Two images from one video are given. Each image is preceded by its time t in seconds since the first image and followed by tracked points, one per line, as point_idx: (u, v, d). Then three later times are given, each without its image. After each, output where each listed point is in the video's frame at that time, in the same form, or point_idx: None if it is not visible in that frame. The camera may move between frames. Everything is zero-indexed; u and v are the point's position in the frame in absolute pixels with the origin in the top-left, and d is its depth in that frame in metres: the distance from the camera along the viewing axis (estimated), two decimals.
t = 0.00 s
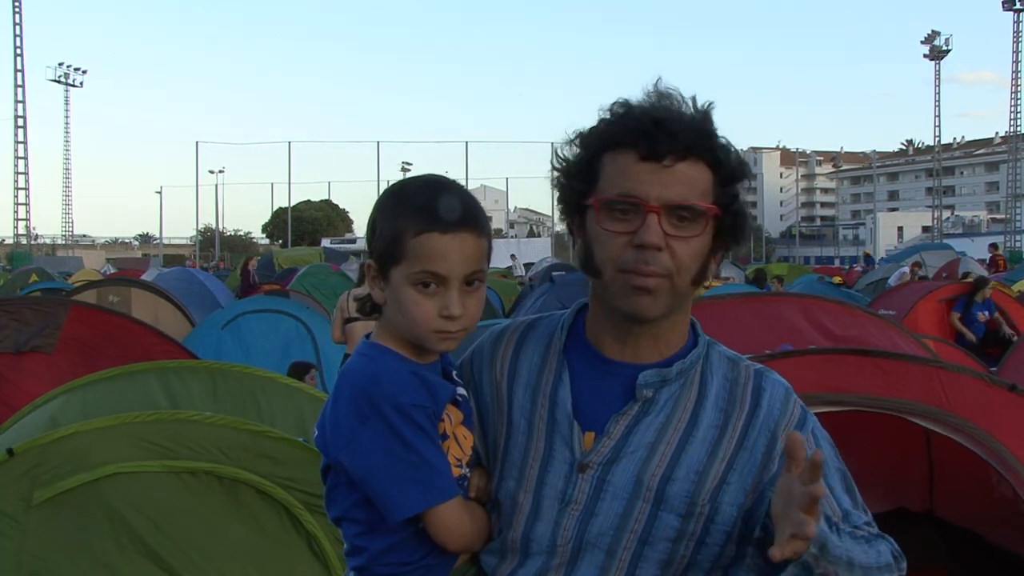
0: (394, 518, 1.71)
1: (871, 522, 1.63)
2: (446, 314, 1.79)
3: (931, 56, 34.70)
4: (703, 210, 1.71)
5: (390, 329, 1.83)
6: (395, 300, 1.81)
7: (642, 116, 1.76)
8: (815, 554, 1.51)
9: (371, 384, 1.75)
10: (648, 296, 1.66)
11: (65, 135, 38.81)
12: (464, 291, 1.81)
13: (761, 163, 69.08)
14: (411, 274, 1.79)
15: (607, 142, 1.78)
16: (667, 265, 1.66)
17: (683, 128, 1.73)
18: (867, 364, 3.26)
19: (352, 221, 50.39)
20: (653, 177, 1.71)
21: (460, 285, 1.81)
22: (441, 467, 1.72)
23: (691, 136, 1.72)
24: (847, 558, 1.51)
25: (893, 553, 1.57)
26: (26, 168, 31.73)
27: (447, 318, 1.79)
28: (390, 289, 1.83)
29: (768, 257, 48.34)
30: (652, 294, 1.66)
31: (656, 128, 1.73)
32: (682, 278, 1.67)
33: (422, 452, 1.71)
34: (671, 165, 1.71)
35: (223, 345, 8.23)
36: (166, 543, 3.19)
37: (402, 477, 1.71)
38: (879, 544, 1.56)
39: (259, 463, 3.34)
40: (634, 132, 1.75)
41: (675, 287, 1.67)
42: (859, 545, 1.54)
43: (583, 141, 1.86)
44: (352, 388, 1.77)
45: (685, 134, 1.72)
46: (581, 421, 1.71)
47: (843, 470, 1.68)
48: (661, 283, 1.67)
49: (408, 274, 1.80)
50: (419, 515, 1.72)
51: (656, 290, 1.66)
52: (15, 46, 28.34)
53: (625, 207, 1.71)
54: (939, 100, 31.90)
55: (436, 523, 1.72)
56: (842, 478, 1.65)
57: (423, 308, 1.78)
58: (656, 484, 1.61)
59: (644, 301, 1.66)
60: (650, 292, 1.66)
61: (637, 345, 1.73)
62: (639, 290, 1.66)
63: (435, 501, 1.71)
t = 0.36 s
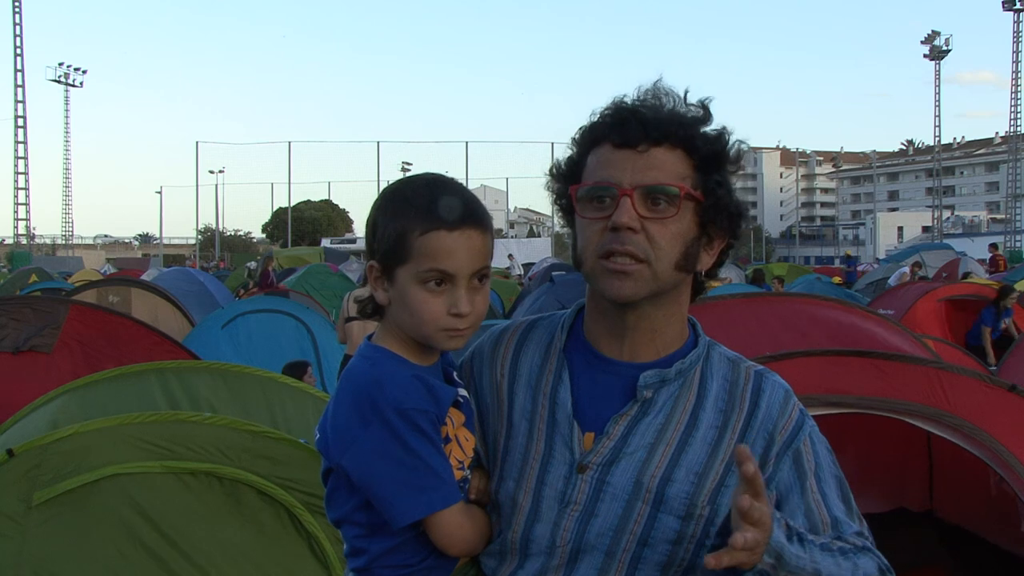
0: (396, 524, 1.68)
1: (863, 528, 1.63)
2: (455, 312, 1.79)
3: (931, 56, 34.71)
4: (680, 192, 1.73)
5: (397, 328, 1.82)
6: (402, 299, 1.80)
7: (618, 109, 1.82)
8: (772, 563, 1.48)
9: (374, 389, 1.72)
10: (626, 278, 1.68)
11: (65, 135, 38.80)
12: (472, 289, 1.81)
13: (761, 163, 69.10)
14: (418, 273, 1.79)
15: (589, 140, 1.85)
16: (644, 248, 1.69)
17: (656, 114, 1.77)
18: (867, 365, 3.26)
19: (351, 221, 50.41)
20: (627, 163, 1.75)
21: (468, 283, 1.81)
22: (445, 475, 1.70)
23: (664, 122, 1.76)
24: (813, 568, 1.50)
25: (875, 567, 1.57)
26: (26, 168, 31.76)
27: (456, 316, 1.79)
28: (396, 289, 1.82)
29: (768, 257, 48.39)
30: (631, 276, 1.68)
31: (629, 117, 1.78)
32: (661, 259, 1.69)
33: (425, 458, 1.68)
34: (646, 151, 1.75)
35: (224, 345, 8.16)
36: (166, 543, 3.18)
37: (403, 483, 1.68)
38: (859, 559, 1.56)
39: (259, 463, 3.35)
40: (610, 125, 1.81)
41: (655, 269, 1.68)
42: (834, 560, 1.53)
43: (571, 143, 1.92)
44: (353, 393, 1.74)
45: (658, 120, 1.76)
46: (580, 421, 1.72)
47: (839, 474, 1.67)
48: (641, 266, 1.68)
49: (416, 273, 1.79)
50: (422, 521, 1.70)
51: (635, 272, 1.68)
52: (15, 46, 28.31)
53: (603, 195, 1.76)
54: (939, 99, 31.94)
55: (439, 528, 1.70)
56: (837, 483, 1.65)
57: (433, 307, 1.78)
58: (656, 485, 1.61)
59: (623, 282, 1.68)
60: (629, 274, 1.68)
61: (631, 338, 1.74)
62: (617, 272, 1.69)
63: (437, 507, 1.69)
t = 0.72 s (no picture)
0: (402, 529, 1.69)
1: (848, 530, 1.58)
2: (472, 311, 1.82)
3: (931, 56, 34.65)
4: (682, 201, 1.72)
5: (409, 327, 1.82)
6: (416, 298, 1.80)
7: (622, 112, 1.79)
8: (721, 521, 1.45)
9: (379, 392, 1.72)
10: (627, 287, 1.68)
11: (65, 136, 38.81)
12: (485, 287, 1.85)
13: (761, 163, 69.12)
14: (438, 273, 1.79)
15: (591, 142, 1.83)
16: (645, 257, 1.68)
17: (659, 121, 1.75)
18: (870, 365, 3.26)
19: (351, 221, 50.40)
20: (629, 170, 1.74)
21: (482, 281, 1.84)
22: (451, 478, 1.71)
23: (668, 128, 1.74)
24: (767, 542, 1.47)
25: (848, 565, 1.51)
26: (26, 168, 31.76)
27: (472, 314, 1.83)
28: (409, 288, 1.81)
29: (768, 257, 48.36)
30: (632, 286, 1.68)
31: (632, 122, 1.75)
32: (661, 268, 1.69)
33: (431, 462, 1.69)
34: (649, 158, 1.73)
35: (224, 345, 8.18)
36: (166, 543, 3.18)
37: (407, 487, 1.69)
38: (827, 549, 1.50)
39: (258, 463, 3.35)
40: (613, 129, 1.78)
41: (656, 278, 1.69)
42: (795, 541, 1.49)
43: (572, 143, 1.90)
44: (359, 395, 1.74)
45: (661, 126, 1.74)
46: (578, 415, 1.72)
47: (831, 470, 1.65)
48: (642, 275, 1.68)
49: (434, 273, 1.80)
50: (427, 524, 1.71)
51: (635, 281, 1.68)
52: (15, 47, 28.31)
53: (605, 202, 1.74)
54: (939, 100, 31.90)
55: (443, 532, 1.71)
56: (827, 478, 1.61)
57: (452, 306, 1.80)
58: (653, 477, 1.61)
59: (625, 291, 1.68)
60: (630, 283, 1.68)
61: (632, 345, 1.74)
62: (618, 280, 1.68)
63: (441, 510, 1.69)
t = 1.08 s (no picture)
0: (400, 541, 1.68)
1: (841, 525, 1.57)
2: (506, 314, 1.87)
3: (931, 56, 34.64)
4: (692, 227, 1.70)
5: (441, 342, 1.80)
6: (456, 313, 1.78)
7: (628, 133, 1.73)
8: (704, 495, 1.46)
9: (381, 404, 1.69)
10: (640, 316, 1.67)
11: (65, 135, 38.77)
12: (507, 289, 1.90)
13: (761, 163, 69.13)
14: (495, 278, 1.80)
15: (593, 160, 1.76)
16: (657, 286, 1.67)
17: (669, 147, 1.69)
18: (871, 364, 3.25)
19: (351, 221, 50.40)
20: (637, 199, 1.69)
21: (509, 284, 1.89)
22: (450, 490, 1.69)
23: (678, 155, 1.69)
24: (752, 520, 1.47)
25: (838, 558, 1.50)
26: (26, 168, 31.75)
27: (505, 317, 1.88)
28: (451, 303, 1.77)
29: (767, 258, 48.38)
30: (644, 315, 1.67)
31: (640, 148, 1.69)
32: (672, 296, 1.68)
33: (431, 477, 1.67)
34: (658, 187, 1.69)
35: (224, 345, 8.18)
36: (165, 543, 3.17)
37: (409, 500, 1.68)
38: (814, 537, 1.50)
39: (257, 463, 3.35)
40: (619, 152, 1.72)
41: (667, 305, 1.68)
42: (781, 524, 1.49)
43: (569, 153, 1.83)
44: (361, 406, 1.70)
45: (671, 153, 1.69)
46: (577, 418, 1.71)
47: (827, 467, 1.63)
48: (653, 303, 1.67)
49: (491, 278, 1.79)
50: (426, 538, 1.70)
51: (648, 310, 1.67)
52: (15, 46, 28.32)
53: (612, 230, 1.71)
54: (939, 100, 31.89)
55: (441, 545, 1.70)
56: (822, 472, 1.61)
57: (500, 310, 1.83)
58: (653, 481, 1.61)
59: (638, 320, 1.67)
60: (642, 313, 1.67)
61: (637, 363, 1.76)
62: (630, 311, 1.67)
63: (441, 523, 1.68)
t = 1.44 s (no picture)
0: (412, 544, 1.70)
1: (846, 531, 1.59)
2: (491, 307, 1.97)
3: (930, 56, 34.64)
4: (678, 233, 1.69)
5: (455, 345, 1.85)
6: (478, 317, 1.83)
7: (612, 139, 1.72)
8: (710, 535, 1.47)
9: (396, 405, 1.70)
10: (627, 323, 1.68)
11: (65, 135, 38.79)
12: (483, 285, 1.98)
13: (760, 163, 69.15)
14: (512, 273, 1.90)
15: (581, 166, 1.76)
16: (644, 293, 1.67)
17: (651, 153, 1.68)
18: (866, 365, 3.26)
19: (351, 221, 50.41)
20: (622, 205, 1.69)
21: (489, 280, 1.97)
22: (460, 494, 1.70)
23: (661, 161, 1.68)
24: (759, 550, 1.49)
25: (844, 568, 1.53)
26: (26, 167, 31.79)
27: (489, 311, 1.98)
28: (476, 308, 1.82)
29: (767, 258, 48.37)
30: (631, 322, 1.67)
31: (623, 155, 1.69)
32: (660, 302, 1.68)
33: (444, 479, 1.69)
34: (643, 193, 1.68)
35: (223, 345, 8.19)
36: (166, 544, 3.17)
37: (420, 502, 1.69)
38: (821, 553, 1.52)
39: (257, 463, 3.35)
40: (604, 159, 1.72)
41: (656, 312, 1.68)
42: (787, 547, 1.51)
43: (559, 158, 1.83)
44: (376, 408, 1.71)
45: (655, 159, 1.68)
46: (578, 421, 1.72)
47: (830, 471, 1.64)
48: (640, 310, 1.68)
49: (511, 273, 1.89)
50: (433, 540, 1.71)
51: (635, 317, 1.67)
52: (16, 46, 28.46)
53: (599, 237, 1.71)
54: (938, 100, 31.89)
55: (448, 546, 1.72)
56: (825, 475, 1.62)
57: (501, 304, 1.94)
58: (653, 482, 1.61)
59: (626, 326, 1.68)
60: (630, 319, 1.67)
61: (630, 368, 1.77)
62: (618, 318, 1.68)
63: (452, 526, 1.70)
